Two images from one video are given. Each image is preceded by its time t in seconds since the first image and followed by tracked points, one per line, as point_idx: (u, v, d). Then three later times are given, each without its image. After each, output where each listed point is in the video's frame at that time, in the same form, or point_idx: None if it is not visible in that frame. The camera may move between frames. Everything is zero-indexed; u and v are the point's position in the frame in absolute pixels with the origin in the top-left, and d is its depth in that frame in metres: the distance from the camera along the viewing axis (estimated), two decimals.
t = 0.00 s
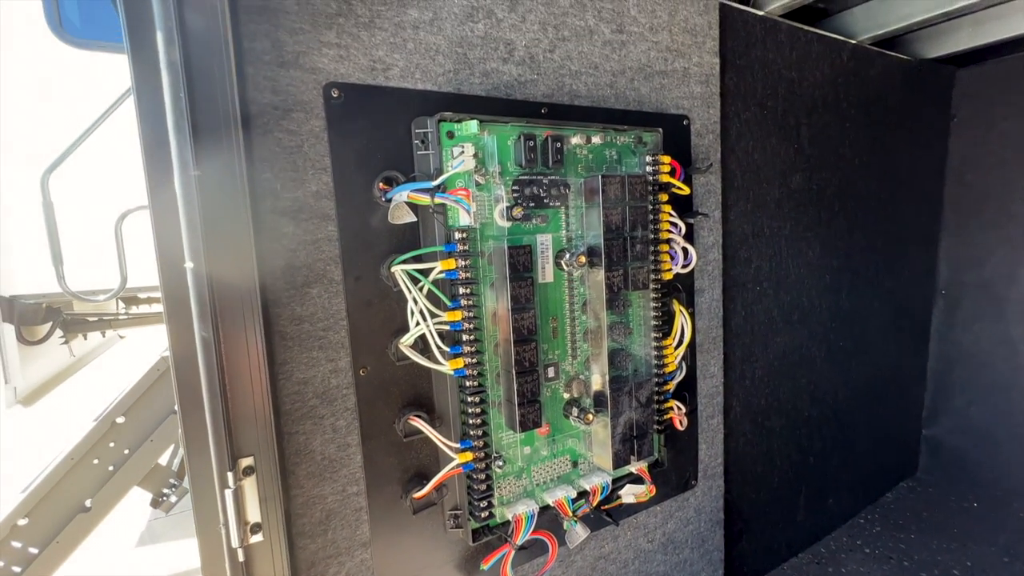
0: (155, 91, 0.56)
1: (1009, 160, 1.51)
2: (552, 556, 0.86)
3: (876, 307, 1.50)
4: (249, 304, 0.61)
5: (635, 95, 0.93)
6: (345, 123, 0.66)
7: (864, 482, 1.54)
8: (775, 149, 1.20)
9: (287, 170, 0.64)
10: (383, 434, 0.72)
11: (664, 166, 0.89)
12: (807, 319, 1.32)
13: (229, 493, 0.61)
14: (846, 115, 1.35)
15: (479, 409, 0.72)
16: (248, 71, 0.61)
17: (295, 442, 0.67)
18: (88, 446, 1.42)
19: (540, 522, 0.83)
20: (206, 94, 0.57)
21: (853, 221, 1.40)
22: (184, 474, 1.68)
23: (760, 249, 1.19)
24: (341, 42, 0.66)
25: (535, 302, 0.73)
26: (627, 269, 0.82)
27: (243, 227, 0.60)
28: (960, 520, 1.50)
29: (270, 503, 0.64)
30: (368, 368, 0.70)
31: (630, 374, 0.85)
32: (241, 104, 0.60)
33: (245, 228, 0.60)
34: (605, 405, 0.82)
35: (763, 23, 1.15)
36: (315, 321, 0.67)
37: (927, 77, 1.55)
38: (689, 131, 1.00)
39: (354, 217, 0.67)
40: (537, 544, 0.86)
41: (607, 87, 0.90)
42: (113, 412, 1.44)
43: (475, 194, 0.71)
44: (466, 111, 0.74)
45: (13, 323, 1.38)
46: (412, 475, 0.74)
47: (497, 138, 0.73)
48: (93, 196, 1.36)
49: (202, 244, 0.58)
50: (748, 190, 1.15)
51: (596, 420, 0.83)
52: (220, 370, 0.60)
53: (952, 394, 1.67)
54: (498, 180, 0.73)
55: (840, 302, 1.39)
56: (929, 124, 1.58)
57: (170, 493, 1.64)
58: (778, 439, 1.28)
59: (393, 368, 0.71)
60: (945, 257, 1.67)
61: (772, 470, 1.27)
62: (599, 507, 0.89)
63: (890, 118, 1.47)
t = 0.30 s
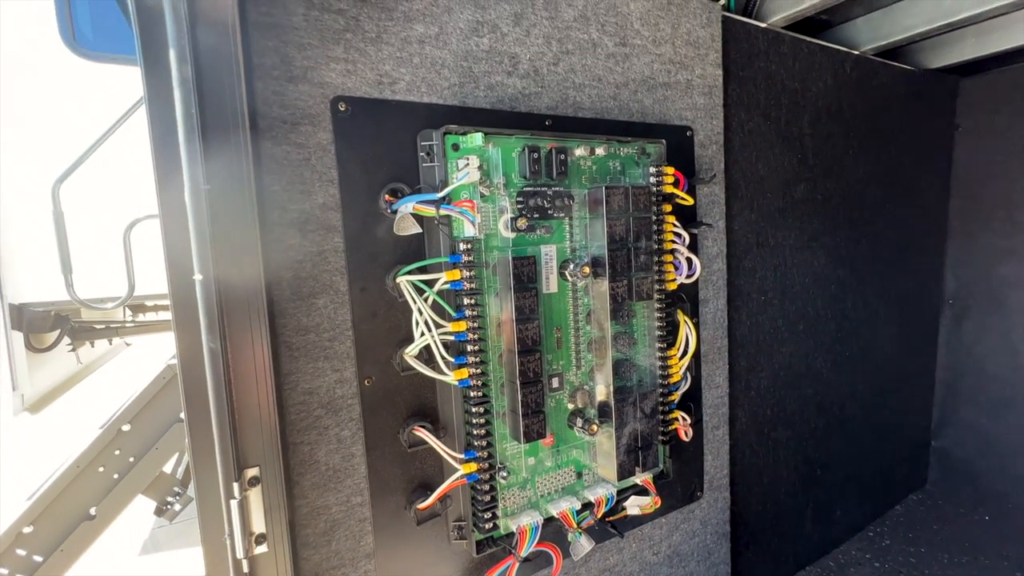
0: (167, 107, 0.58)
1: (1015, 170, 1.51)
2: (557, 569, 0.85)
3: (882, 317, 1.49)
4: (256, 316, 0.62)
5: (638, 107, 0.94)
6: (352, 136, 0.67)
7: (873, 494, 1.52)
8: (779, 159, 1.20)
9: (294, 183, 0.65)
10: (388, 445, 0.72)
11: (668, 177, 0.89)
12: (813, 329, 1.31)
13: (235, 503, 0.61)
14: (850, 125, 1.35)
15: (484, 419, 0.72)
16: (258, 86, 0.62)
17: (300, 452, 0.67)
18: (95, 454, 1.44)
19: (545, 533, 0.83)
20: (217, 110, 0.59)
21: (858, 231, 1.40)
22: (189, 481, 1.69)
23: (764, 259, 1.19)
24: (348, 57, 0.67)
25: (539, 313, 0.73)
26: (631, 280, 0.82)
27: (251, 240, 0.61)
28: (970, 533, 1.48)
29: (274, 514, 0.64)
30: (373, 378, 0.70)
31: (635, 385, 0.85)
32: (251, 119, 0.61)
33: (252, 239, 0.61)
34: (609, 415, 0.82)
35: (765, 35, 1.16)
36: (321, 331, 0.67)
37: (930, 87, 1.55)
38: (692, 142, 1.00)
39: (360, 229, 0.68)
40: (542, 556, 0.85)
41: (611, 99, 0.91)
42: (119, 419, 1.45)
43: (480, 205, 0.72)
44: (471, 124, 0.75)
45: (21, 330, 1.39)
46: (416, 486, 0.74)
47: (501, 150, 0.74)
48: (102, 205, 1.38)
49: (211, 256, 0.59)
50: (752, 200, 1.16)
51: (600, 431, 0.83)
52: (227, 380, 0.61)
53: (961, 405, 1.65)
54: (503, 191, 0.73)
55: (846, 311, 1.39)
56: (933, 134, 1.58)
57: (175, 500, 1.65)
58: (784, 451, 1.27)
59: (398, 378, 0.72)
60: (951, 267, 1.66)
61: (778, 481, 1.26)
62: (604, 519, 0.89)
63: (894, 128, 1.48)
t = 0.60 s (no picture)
0: (185, 118, 0.59)
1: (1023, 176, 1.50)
2: None
3: (890, 324, 1.48)
4: (270, 322, 0.63)
5: (646, 115, 0.95)
6: (364, 145, 0.68)
7: (883, 503, 1.50)
8: (785, 166, 1.20)
9: (307, 191, 0.65)
10: (398, 452, 0.72)
11: (675, 185, 0.90)
12: (821, 336, 1.30)
13: (248, 508, 0.62)
14: (856, 132, 1.36)
15: (493, 426, 0.72)
16: (273, 97, 0.63)
17: (311, 459, 0.67)
18: (101, 460, 1.44)
19: (553, 541, 0.83)
20: (234, 120, 0.60)
21: (865, 238, 1.40)
22: (195, 488, 1.69)
23: (771, 266, 1.19)
24: (360, 68, 0.68)
25: (548, 320, 0.74)
26: (640, 287, 0.82)
27: (266, 248, 0.62)
28: (983, 544, 1.46)
29: (286, 520, 0.65)
30: (383, 385, 0.71)
31: (643, 392, 0.85)
32: (266, 128, 0.62)
33: (267, 245, 0.62)
34: (618, 423, 0.81)
35: (771, 43, 1.16)
36: (332, 338, 0.68)
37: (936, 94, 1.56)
38: (699, 149, 1.01)
39: (371, 236, 0.69)
40: (550, 564, 0.85)
41: (618, 108, 0.92)
42: (127, 424, 1.46)
43: (490, 213, 0.72)
44: (481, 132, 0.76)
45: (30, 336, 1.38)
46: (425, 493, 0.74)
47: (511, 159, 0.74)
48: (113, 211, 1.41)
49: (228, 265, 0.60)
50: (759, 207, 1.16)
51: (609, 439, 0.83)
52: (241, 386, 0.61)
53: (971, 413, 1.63)
54: (512, 200, 0.74)
55: (854, 318, 1.38)
56: (939, 141, 1.58)
57: (180, 506, 1.64)
58: (793, 459, 1.26)
59: (407, 385, 0.72)
60: (959, 273, 1.65)
61: (787, 490, 1.25)
62: (612, 527, 0.89)
63: (901, 135, 1.48)
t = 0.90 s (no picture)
0: (180, 105, 0.58)
1: None
2: None
3: (896, 324, 1.46)
4: (265, 310, 0.62)
5: (647, 109, 0.94)
6: (363, 136, 0.68)
7: (889, 506, 1.48)
8: (788, 163, 1.19)
9: (304, 182, 0.65)
10: (395, 446, 0.71)
11: (677, 179, 0.89)
12: (825, 334, 1.29)
13: (241, 500, 0.61)
14: (859, 129, 1.35)
15: (492, 420, 0.71)
16: (271, 87, 0.63)
17: (307, 452, 0.66)
18: (102, 460, 1.44)
19: (553, 539, 0.81)
20: (230, 106, 0.59)
21: (870, 236, 1.38)
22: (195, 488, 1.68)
23: (774, 263, 1.18)
24: (358, 59, 0.68)
25: (548, 313, 0.73)
26: (641, 281, 0.81)
27: (261, 235, 0.61)
28: (992, 547, 1.43)
29: (280, 513, 0.64)
30: (380, 378, 0.70)
31: (645, 388, 0.84)
32: (264, 115, 0.62)
33: (262, 231, 0.61)
34: (619, 419, 0.80)
35: (773, 40, 1.16)
36: (329, 330, 0.67)
37: (940, 92, 1.55)
38: (701, 144, 1.00)
39: (369, 228, 0.68)
40: (550, 563, 0.84)
41: (619, 102, 0.91)
42: (127, 425, 1.45)
43: (489, 205, 0.71)
44: (480, 124, 0.75)
45: (34, 337, 1.40)
46: (423, 489, 0.73)
47: (510, 151, 0.74)
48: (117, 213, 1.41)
49: (222, 250, 0.59)
50: (762, 204, 1.15)
51: (610, 435, 0.82)
52: (235, 375, 0.60)
53: (980, 414, 1.61)
54: (511, 192, 0.73)
55: (859, 317, 1.37)
56: (944, 139, 1.57)
57: (181, 507, 1.64)
58: (798, 459, 1.24)
59: (405, 379, 0.71)
60: (966, 273, 1.63)
61: (792, 490, 1.23)
62: (614, 526, 0.87)
63: (905, 133, 1.46)
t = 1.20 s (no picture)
0: (175, 78, 0.57)
1: None
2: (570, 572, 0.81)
3: (904, 319, 1.44)
4: (261, 291, 0.60)
5: (652, 96, 0.93)
6: (363, 117, 0.66)
7: (899, 505, 1.45)
8: (795, 154, 1.17)
9: (303, 163, 0.64)
10: (395, 436, 0.69)
11: (683, 166, 0.87)
12: (833, 329, 1.27)
13: (236, 484, 0.59)
14: (867, 122, 1.33)
15: (495, 410, 0.69)
16: (269, 65, 0.61)
17: (305, 440, 0.65)
18: (103, 457, 1.42)
19: (557, 533, 0.79)
20: (227, 80, 0.58)
21: (878, 230, 1.36)
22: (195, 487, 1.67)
23: (782, 256, 1.16)
24: (359, 39, 0.67)
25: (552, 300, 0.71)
26: (647, 269, 0.79)
27: (258, 213, 0.60)
28: (1004, 547, 1.41)
29: (277, 501, 0.62)
30: (381, 365, 0.68)
31: (651, 379, 0.82)
32: (261, 92, 0.61)
33: (258, 208, 0.60)
34: (625, 410, 0.78)
35: (780, 29, 1.14)
36: (328, 315, 0.66)
37: (948, 86, 1.53)
38: (707, 133, 0.98)
39: (369, 211, 0.67)
40: (555, 558, 0.82)
41: (624, 88, 0.90)
42: (127, 422, 1.44)
43: (492, 188, 0.70)
44: (482, 107, 0.74)
45: (36, 336, 1.37)
46: (424, 480, 0.71)
47: (513, 133, 0.72)
48: (118, 212, 1.40)
49: (217, 227, 0.58)
50: (769, 195, 1.13)
51: (616, 426, 0.80)
52: (230, 356, 0.59)
53: (990, 412, 1.58)
54: (515, 175, 0.72)
55: (868, 312, 1.34)
56: (952, 132, 1.55)
57: (181, 505, 1.62)
58: (806, 455, 1.22)
59: (406, 366, 0.69)
60: (975, 269, 1.61)
61: (800, 487, 1.21)
62: (619, 520, 0.85)
63: (913, 126, 1.45)
